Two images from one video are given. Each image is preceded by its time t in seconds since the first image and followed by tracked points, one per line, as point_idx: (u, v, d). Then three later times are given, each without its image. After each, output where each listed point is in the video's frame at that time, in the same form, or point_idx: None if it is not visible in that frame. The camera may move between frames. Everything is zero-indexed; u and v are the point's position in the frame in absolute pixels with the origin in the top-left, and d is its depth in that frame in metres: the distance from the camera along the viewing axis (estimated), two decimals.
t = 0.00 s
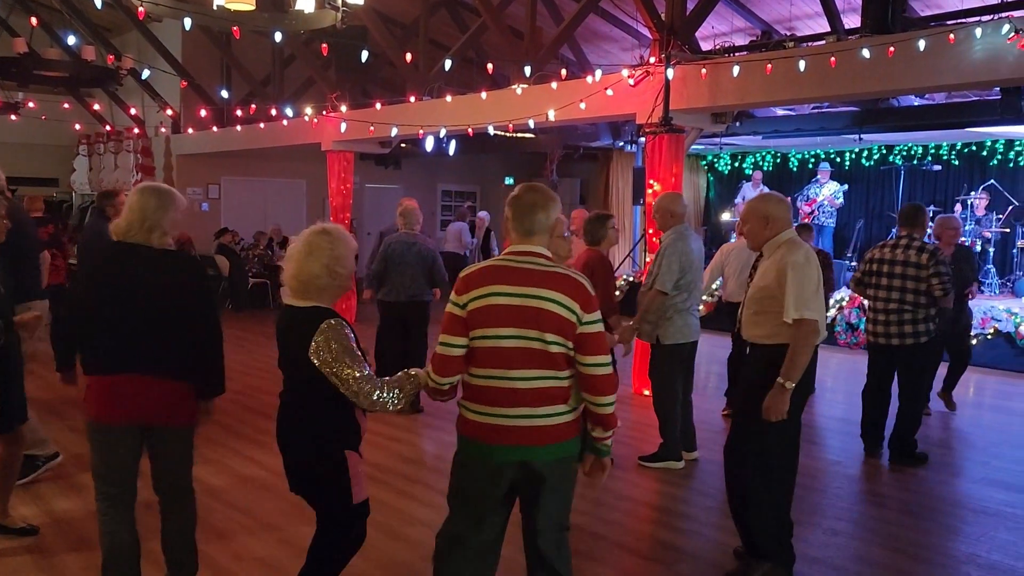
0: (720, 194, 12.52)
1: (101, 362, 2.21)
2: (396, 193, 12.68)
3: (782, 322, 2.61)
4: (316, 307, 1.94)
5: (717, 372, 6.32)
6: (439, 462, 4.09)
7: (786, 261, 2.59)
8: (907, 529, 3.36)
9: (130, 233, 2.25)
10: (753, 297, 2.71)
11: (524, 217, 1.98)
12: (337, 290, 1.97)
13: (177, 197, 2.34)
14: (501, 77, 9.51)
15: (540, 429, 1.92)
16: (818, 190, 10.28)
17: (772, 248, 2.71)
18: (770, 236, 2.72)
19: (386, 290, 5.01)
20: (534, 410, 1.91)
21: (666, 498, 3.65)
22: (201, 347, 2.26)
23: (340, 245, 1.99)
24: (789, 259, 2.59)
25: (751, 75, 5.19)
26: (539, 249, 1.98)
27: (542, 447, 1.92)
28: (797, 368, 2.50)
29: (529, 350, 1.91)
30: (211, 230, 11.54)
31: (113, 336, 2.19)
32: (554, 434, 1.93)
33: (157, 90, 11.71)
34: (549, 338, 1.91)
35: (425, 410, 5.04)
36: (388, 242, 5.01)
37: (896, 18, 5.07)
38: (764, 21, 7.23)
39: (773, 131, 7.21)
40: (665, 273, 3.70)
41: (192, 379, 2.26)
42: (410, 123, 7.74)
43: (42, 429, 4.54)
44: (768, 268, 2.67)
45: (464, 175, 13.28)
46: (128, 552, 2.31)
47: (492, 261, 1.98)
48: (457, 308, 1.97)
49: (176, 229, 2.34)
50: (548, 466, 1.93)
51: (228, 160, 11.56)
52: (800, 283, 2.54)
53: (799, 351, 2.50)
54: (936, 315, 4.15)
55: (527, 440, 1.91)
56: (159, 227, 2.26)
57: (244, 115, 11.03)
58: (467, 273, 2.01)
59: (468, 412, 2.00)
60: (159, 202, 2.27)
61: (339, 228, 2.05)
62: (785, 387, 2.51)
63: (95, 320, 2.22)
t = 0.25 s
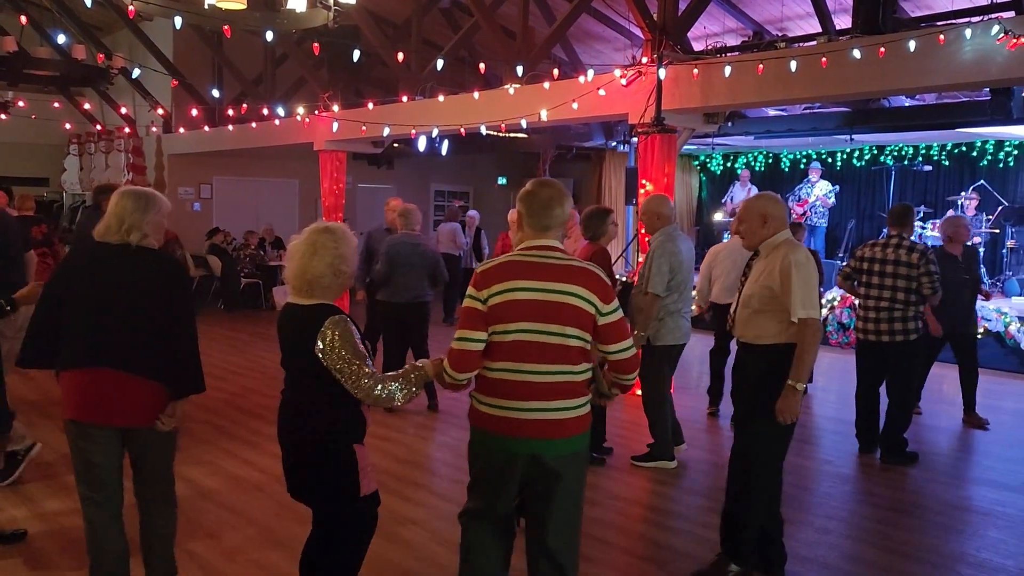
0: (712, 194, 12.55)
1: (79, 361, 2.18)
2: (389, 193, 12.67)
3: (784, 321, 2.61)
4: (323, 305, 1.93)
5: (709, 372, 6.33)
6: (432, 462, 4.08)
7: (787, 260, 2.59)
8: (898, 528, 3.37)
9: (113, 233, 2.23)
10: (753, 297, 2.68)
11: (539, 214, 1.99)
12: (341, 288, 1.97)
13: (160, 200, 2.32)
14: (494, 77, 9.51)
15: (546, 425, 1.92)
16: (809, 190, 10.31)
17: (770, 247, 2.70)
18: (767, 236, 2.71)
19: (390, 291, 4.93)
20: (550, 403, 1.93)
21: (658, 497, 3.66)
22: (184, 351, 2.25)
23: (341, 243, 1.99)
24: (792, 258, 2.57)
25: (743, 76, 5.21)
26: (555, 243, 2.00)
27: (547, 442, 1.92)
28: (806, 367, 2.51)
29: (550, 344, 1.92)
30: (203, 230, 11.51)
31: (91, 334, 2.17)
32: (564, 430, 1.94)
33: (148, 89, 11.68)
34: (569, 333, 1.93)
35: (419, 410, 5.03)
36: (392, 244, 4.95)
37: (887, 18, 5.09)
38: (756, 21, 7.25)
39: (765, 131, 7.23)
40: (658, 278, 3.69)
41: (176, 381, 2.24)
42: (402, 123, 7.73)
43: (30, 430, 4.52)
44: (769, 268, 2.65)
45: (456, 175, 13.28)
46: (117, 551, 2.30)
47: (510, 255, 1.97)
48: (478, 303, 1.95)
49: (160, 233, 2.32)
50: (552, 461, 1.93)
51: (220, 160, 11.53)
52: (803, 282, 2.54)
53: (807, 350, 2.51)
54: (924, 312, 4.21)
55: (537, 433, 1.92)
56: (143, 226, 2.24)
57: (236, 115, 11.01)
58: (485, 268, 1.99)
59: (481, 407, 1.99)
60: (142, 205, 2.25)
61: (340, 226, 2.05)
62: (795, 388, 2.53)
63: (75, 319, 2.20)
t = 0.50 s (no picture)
0: (704, 194, 12.58)
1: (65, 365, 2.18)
2: (381, 193, 12.65)
3: (779, 319, 2.62)
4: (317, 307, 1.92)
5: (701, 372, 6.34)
6: (424, 463, 4.08)
7: (784, 259, 2.59)
8: (888, 527, 3.38)
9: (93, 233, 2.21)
10: (749, 296, 2.68)
11: (541, 219, 2.00)
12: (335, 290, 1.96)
13: (138, 197, 2.31)
14: (486, 78, 9.50)
15: (540, 429, 1.92)
16: (801, 190, 10.33)
17: (765, 248, 2.70)
18: (763, 235, 2.71)
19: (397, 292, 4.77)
20: (549, 411, 1.93)
21: (651, 497, 3.66)
22: (171, 357, 2.24)
23: (338, 246, 1.98)
24: (789, 258, 2.58)
25: (734, 76, 5.22)
26: (558, 249, 2.01)
27: (541, 446, 1.92)
28: (799, 367, 2.53)
29: (556, 352, 1.92)
30: (194, 230, 11.48)
31: (76, 340, 2.16)
32: (560, 434, 1.93)
33: (139, 89, 11.64)
34: (574, 339, 1.95)
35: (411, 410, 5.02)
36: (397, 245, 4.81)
37: (878, 20, 5.11)
38: (748, 22, 7.26)
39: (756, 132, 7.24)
40: (653, 275, 3.70)
41: (163, 384, 2.24)
42: (394, 123, 7.72)
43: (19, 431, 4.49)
44: (766, 268, 2.65)
45: (448, 175, 13.27)
46: (105, 551, 2.30)
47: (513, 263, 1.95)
48: (485, 314, 1.91)
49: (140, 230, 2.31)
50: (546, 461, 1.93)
51: (211, 159, 11.50)
52: (799, 281, 2.55)
53: (803, 348, 2.52)
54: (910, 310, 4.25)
55: (533, 439, 1.91)
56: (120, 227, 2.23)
57: (227, 115, 10.97)
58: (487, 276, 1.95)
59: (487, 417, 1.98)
60: (122, 202, 2.25)
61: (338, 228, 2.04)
62: (787, 387, 2.54)
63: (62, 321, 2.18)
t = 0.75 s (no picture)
0: (694, 194, 12.61)
1: (58, 365, 2.15)
2: (371, 193, 12.63)
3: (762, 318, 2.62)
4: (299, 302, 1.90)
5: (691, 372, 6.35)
6: (414, 463, 4.07)
7: (770, 258, 2.59)
8: (877, 527, 3.39)
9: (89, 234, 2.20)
10: (734, 294, 2.70)
11: (537, 212, 1.94)
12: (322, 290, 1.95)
13: (122, 197, 2.31)
14: (476, 78, 9.50)
15: (533, 430, 1.85)
16: (790, 191, 10.37)
17: (754, 246, 2.70)
18: (752, 234, 2.71)
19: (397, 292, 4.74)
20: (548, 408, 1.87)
21: (641, 497, 3.67)
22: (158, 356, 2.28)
23: (324, 241, 1.95)
24: (776, 257, 2.57)
25: (724, 77, 5.23)
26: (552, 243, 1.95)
27: (533, 447, 1.86)
28: (780, 366, 2.50)
29: (566, 348, 1.87)
30: (183, 229, 11.42)
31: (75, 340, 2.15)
32: (563, 427, 1.92)
33: (127, 88, 11.57)
34: (584, 331, 1.92)
35: (401, 410, 5.01)
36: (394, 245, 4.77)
37: (866, 21, 5.14)
38: (737, 23, 7.28)
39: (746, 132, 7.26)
40: (648, 269, 3.72)
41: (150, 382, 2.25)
42: (383, 122, 7.71)
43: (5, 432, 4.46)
44: (752, 266, 2.65)
45: (439, 175, 13.25)
46: (93, 552, 2.29)
47: (520, 258, 1.85)
48: (503, 311, 1.77)
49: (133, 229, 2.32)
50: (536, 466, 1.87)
51: (200, 159, 11.44)
52: (784, 280, 2.54)
53: (783, 348, 2.50)
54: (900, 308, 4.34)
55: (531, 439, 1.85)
56: (119, 227, 2.24)
57: (216, 114, 10.93)
58: (499, 270, 1.82)
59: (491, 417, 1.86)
60: (111, 202, 2.25)
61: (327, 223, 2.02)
62: (766, 385, 2.50)
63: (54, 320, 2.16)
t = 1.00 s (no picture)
0: (685, 195, 12.63)
1: (52, 361, 2.12)
2: (362, 193, 12.61)
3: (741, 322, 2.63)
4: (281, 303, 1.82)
5: (682, 372, 6.35)
6: (405, 464, 4.06)
7: (754, 262, 2.59)
8: (867, 527, 3.40)
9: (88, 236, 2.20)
10: (717, 296, 2.73)
11: (521, 212, 1.87)
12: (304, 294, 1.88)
13: (123, 200, 2.30)
14: (467, 78, 9.50)
15: (520, 438, 1.78)
16: (781, 192, 10.40)
17: (741, 248, 2.71)
18: (740, 236, 2.72)
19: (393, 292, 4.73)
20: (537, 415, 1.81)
21: (632, 497, 3.67)
22: (153, 357, 2.25)
23: (310, 242, 1.89)
24: (757, 262, 2.58)
25: (714, 77, 5.24)
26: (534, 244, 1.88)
27: (519, 458, 1.78)
28: (750, 374, 2.49)
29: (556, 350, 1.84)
30: (173, 229, 11.38)
31: (71, 338, 2.12)
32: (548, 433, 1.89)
33: (117, 87, 11.53)
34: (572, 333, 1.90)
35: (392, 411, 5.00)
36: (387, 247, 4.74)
37: (855, 23, 5.16)
38: (727, 24, 7.30)
39: (736, 133, 7.28)
40: (643, 269, 3.73)
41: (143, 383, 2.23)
42: (374, 123, 7.70)
43: None
44: (734, 269, 2.67)
45: (430, 175, 13.25)
46: (81, 555, 2.27)
47: (521, 259, 1.78)
48: (518, 315, 1.71)
49: (134, 233, 2.31)
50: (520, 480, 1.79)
51: (190, 159, 11.40)
52: (764, 287, 2.53)
53: (756, 355, 2.49)
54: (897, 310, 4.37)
55: (524, 448, 1.79)
56: (117, 229, 2.23)
57: (206, 113, 10.89)
58: (511, 270, 1.76)
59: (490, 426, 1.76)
60: (110, 204, 2.24)
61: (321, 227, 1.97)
62: (733, 392, 2.51)
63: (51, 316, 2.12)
